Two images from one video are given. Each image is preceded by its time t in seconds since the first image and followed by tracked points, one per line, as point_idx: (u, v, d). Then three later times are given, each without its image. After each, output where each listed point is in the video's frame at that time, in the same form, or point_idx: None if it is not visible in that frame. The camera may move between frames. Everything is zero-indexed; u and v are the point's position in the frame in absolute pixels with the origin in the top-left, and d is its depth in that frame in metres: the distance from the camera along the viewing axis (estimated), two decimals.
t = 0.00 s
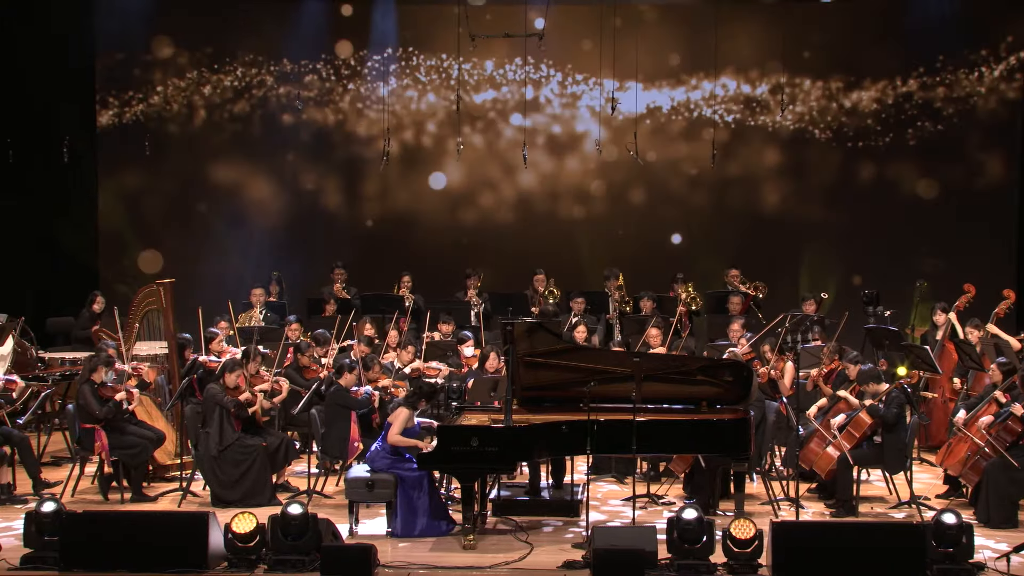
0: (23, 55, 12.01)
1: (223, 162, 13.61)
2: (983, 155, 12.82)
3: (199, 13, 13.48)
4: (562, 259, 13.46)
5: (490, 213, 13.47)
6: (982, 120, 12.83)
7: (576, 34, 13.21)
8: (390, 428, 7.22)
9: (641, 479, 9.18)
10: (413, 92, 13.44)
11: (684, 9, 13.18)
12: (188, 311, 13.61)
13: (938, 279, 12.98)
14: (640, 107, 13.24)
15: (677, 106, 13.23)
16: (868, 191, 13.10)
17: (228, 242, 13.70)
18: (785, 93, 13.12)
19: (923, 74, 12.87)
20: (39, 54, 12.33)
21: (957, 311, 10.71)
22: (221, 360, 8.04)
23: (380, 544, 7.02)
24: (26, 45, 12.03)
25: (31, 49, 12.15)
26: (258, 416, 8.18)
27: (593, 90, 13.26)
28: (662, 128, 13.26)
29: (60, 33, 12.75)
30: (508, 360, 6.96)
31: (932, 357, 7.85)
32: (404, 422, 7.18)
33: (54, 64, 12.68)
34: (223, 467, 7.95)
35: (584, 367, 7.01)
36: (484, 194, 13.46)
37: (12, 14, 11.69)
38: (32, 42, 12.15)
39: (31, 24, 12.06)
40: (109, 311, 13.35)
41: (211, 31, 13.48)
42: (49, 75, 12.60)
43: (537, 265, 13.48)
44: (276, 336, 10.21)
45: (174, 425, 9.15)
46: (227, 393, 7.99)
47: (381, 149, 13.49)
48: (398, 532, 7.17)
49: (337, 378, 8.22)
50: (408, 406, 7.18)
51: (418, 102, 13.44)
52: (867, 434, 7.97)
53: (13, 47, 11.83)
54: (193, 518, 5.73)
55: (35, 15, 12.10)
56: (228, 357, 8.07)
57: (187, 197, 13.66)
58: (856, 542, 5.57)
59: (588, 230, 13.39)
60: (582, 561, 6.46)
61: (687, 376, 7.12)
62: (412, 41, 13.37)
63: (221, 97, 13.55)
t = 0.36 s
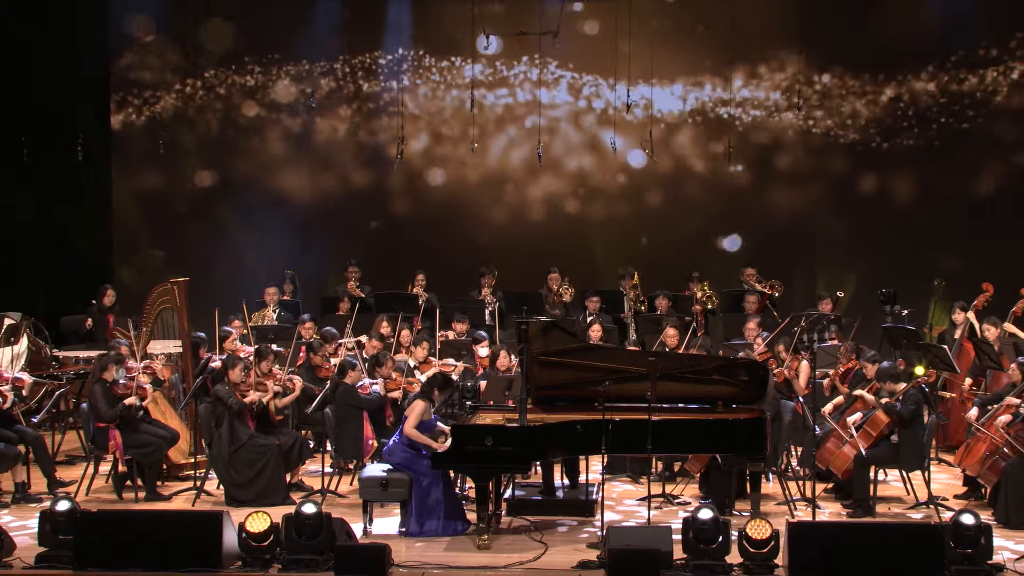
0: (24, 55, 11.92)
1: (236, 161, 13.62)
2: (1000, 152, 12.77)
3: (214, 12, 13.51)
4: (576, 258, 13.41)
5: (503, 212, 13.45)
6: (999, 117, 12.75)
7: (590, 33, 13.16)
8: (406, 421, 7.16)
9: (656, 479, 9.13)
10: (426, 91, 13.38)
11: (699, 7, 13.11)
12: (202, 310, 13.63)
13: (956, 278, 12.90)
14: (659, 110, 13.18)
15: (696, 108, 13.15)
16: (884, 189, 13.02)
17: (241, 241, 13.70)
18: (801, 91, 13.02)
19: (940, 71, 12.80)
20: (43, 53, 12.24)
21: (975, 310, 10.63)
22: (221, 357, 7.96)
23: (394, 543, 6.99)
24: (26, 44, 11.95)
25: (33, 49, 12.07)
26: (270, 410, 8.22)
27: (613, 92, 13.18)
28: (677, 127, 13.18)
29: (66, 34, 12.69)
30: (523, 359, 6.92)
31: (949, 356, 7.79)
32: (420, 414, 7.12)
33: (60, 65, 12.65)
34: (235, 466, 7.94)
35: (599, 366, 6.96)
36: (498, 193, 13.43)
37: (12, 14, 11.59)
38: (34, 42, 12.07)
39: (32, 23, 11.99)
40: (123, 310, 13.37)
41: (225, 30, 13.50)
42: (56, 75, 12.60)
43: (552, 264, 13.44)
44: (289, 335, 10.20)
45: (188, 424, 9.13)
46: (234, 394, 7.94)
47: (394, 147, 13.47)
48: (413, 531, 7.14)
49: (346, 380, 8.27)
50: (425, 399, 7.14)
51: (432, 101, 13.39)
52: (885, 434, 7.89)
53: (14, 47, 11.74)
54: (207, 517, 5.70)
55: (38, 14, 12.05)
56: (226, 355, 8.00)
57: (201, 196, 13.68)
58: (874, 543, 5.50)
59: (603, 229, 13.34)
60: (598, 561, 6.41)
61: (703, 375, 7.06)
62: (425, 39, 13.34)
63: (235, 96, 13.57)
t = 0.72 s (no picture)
0: (24, 55, 11.67)
1: (251, 159, 13.63)
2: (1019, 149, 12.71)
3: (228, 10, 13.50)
4: (590, 257, 13.37)
5: (519, 211, 13.41)
6: (1019, 113, 12.66)
7: (607, 29, 13.07)
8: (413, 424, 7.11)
9: (671, 479, 9.08)
10: (440, 89, 13.33)
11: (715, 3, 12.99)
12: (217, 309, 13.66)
13: (974, 276, 12.82)
14: (676, 112, 13.10)
15: (713, 105, 13.06)
16: (902, 186, 12.94)
17: (256, 239, 13.73)
18: (818, 87, 12.92)
19: (959, 68, 12.70)
20: (44, 55, 11.99)
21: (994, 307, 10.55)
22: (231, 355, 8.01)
23: (408, 542, 6.95)
24: (26, 45, 11.69)
25: (34, 51, 11.82)
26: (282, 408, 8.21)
27: (629, 94, 13.12)
28: (692, 125, 13.09)
29: (74, 33, 12.55)
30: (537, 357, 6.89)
31: (967, 355, 7.75)
32: (426, 416, 7.06)
33: (66, 68, 12.46)
34: (248, 465, 7.91)
35: (613, 365, 6.92)
36: (513, 193, 13.40)
37: (12, 14, 11.36)
38: (34, 43, 11.82)
39: (32, 24, 11.73)
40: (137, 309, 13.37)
41: (240, 28, 13.50)
42: (61, 78, 12.39)
43: (567, 263, 13.41)
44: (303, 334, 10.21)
45: (201, 423, 9.13)
46: (242, 395, 7.87)
47: (409, 146, 13.44)
48: (428, 530, 7.09)
49: (353, 380, 8.13)
50: (427, 399, 7.09)
51: (445, 99, 13.34)
52: (902, 433, 7.82)
53: (14, 48, 11.51)
54: (222, 516, 5.67)
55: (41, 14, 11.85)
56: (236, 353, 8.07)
57: (215, 195, 13.70)
58: (893, 542, 5.43)
59: (618, 228, 13.30)
60: (613, 561, 6.37)
61: (719, 374, 7.00)
62: (440, 36, 13.27)
63: (249, 94, 13.56)
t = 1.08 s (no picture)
0: (26, 56, 11.54)
1: (264, 157, 13.62)
2: None
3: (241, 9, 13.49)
4: (605, 255, 13.33)
5: (534, 209, 13.38)
6: None
7: (622, 26, 13.01)
8: (418, 427, 7.13)
9: (686, 478, 9.03)
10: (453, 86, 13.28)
11: None
12: (231, 308, 13.68)
13: (991, 275, 12.73)
14: (693, 114, 13.03)
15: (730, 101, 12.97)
16: (918, 184, 12.85)
17: (269, 238, 13.75)
18: (833, 84, 12.84)
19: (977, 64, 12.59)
20: (52, 50, 11.89)
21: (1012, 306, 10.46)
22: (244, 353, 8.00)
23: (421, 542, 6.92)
24: (27, 46, 11.55)
25: (35, 50, 11.65)
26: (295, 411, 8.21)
27: (645, 97, 13.07)
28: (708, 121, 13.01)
29: (87, 30, 12.54)
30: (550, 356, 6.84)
31: (985, 354, 7.70)
32: (428, 418, 7.08)
33: (74, 66, 12.37)
34: (260, 463, 7.88)
35: (627, 364, 6.86)
36: (527, 191, 13.37)
37: (11, 14, 11.21)
38: (36, 43, 11.66)
39: (33, 24, 11.57)
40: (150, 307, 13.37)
41: (253, 26, 13.49)
42: (71, 76, 12.34)
43: (581, 262, 13.38)
44: (316, 332, 10.22)
45: (215, 421, 9.12)
46: (256, 393, 7.89)
47: (422, 144, 13.41)
48: (441, 530, 7.06)
49: (362, 380, 8.06)
50: (423, 401, 7.09)
51: (459, 96, 13.28)
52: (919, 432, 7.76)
53: (14, 48, 11.34)
54: (234, 515, 5.64)
55: (47, 14, 11.74)
56: (249, 351, 8.06)
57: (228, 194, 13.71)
58: (910, 541, 5.37)
59: (631, 226, 13.26)
60: (627, 561, 6.32)
61: (734, 372, 6.93)
62: (453, 33, 13.22)
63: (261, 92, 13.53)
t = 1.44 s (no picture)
0: (25, 55, 11.44)
1: (277, 156, 13.61)
2: None
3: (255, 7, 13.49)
4: (619, 253, 13.28)
5: (547, 207, 13.33)
6: None
7: (637, 23, 12.99)
8: (429, 428, 7.09)
9: (700, 478, 8.99)
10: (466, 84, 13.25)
11: None
12: (244, 306, 13.65)
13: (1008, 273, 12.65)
14: (708, 116, 12.99)
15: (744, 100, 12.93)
16: (934, 182, 12.77)
17: (283, 236, 13.72)
18: (848, 82, 12.77)
19: (993, 61, 12.53)
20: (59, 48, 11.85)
21: None
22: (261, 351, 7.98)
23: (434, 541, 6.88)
24: (26, 45, 11.42)
25: (39, 49, 11.56)
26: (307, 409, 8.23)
27: (660, 96, 13.02)
28: (722, 119, 12.97)
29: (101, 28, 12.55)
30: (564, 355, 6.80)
31: (1002, 353, 7.63)
32: (437, 419, 7.04)
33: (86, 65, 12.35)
34: (273, 462, 7.85)
35: (641, 363, 6.81)
36: (540, 188, 13.31)
37: (11, 14, 11.08)
38: (39, 42, 11.55)
39: (34, 24, 11.44)
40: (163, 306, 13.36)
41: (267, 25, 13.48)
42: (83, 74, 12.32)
43: (595, 260, 13.33)
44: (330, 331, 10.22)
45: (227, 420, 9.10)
46: (274, 390, 7.90)
47: (436, 142, 13.40)
48: (455, 529, 7.02)
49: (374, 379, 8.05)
50: (430, 402, 7.04)
51: (472, 94, 13.26)
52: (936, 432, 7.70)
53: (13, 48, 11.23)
54: (247, 514, 5.61)
55: (49, 13, 11.64)
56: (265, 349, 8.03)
57: (241, 192, 13.68)
58: (926, 542, 5.32)
59: (645, 225, 13.21)
60: (641, 561, 6.28)
61: (748, 372, 6.89)
62: (466, 31, 13.20)
63: (274, 90, 13.53)
